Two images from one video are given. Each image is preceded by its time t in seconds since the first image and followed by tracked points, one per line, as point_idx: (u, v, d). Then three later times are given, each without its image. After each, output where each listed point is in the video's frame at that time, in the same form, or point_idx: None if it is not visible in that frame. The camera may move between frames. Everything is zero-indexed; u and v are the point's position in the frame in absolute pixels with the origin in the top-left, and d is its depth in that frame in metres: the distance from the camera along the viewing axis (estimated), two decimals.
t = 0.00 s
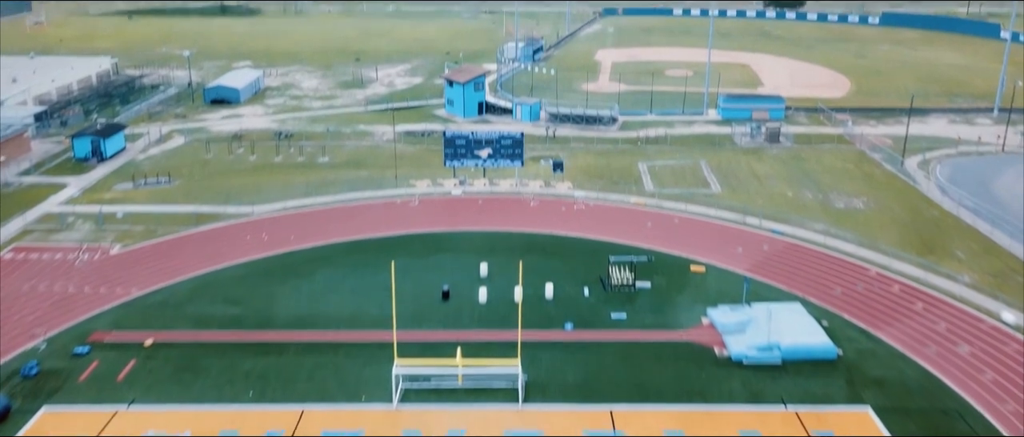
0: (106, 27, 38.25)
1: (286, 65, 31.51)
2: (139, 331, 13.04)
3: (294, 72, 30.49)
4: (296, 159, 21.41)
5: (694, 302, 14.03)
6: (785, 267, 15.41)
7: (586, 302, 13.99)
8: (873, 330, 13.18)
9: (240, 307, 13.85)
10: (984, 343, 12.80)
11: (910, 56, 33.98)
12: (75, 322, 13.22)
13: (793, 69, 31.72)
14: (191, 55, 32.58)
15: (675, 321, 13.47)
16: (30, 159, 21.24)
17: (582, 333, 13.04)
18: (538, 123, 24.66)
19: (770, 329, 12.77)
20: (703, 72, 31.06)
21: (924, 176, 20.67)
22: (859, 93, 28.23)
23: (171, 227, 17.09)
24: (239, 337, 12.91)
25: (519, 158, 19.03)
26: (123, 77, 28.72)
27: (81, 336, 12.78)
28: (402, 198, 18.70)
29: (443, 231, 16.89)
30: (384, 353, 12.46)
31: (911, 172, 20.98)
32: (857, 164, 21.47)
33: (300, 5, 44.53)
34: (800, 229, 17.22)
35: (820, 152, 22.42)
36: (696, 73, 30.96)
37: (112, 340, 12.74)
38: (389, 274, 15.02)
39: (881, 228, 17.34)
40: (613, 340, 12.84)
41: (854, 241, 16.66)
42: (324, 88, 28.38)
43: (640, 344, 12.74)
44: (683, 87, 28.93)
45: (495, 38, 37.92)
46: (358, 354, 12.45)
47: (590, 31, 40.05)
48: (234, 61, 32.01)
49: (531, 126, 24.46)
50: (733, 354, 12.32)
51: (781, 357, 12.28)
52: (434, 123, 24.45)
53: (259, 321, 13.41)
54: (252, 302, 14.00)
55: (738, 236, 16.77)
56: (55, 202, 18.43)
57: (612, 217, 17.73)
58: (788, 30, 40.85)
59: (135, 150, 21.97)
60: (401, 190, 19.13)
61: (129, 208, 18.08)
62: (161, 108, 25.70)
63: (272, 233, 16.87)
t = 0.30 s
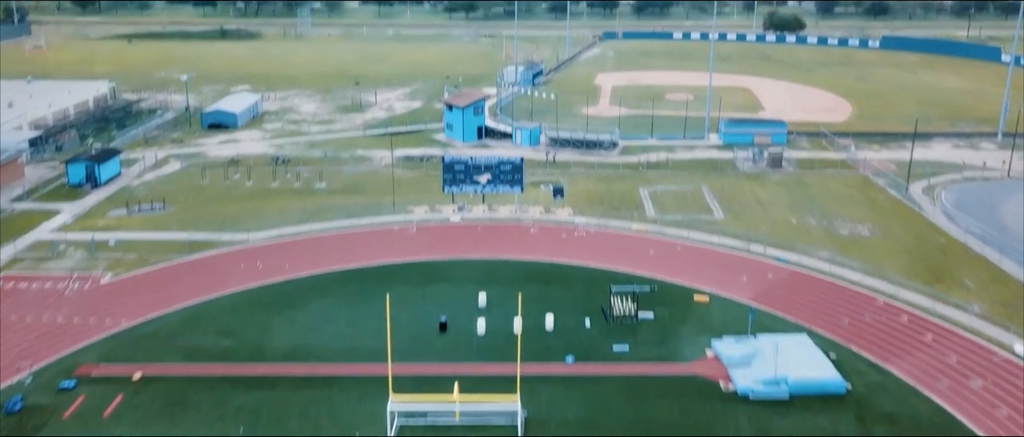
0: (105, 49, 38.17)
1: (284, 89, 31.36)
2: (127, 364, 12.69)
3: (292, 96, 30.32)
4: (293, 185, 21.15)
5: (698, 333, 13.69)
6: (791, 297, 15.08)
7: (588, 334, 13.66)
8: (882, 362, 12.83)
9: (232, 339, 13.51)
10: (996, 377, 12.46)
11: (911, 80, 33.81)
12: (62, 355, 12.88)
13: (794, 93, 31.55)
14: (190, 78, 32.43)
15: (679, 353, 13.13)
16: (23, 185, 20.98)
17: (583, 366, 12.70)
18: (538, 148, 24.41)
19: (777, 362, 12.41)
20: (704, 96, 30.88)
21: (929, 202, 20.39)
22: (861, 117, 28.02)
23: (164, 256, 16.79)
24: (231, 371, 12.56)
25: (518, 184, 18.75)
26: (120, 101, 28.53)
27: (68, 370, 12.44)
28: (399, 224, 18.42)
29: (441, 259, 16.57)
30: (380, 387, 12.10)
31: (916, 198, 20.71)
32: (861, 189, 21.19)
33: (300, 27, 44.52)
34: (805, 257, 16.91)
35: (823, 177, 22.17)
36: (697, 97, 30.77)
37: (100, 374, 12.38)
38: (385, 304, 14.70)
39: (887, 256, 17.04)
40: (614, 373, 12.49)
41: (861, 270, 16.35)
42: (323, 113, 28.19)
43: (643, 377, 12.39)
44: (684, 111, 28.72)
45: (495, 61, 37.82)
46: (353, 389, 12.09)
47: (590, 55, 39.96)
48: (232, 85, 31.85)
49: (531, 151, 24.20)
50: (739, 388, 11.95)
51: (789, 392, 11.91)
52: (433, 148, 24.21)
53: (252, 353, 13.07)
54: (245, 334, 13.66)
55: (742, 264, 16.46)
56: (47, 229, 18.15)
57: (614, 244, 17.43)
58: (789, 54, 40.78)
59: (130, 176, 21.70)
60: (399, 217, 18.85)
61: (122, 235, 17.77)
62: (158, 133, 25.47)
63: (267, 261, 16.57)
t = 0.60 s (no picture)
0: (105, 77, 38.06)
1: (283, 117, 31.15)
2: (114, 402, 12.32)
3: (291, 124, 30.09)
4: (289, 214, 20.86)
5: (702, 369, 13.31)
6: (798, 331, 14.70)
7: (589, 370, 13.27)
8: (893, 401, 12.44)
9: (223, 375, 13.13)
10: (1012, 417, 12.07)
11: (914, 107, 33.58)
12: (47, 393, 12.49)
13: (796, 121, 31.32)
14: (187, 106, 32.20)
15: (683, 390, 12.74)
16: (15, 214, 20.69)
17: (584, 404, 12.31)
18: (538, 176, 24.12)
19: (785, 400, 12.02)
20: (705, 124, 30.65)
21: (936, 232, 20.07)
22: (864, 145, 27.76)
23: (156, 288, 16.45)
24: (221, 409, 12.18)
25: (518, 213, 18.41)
26: (116, 129, 28.29)
27: (52, 408, 12.06)
28: (397, 255, 18.08)
29: (439, 292, 16.22)
30: (374, 427, 11.71)
31: (923, 228, 20.39)
32: (866, 219, 20.89)
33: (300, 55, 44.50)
34: (811, 289, 16.56)
35: (827, 206, 21.86)
36: (698, 125, 30.53)
37: (85, 412, 12.00)
38: (382, 339, 14.33)
39: (895, 288, 16.68)
40: (616, 412, 12.11)
41: (868, 303, 15.99)
42: (321, 140, 27.94)
43: (646, 416, 12.00)
44: (686, 138, 28.47)
45: (495, 88, 37.63)
46: (346, 429, 11.70)
47: (590, 82, 39.80)
48: (231, 112, 31.62)
49: (531, 179, 23.89)
50: (746, 427, 11.54)
51: (797, 431, 11.50)
52: (432, 176, 23.92)
53: (243, 390, 12.69)
54: (237, 371, 13.29)
55: (747, 297, 16.10)
56: (37, 260, 17.82)
57: (615, 276, 17.08)
58: (790, 81, 40.66)
59: (124, 205, 21.41)
60: (396, 247, 18.52)
61: (114, 266, 17.44)
62: (154, 161, 25.21)
63: (261, 294, 16.20)
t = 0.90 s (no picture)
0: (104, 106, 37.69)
1: (281, 145, 30.84)
2: None
3: (289, 153, 29.78)
4: (285, 246, 20.54)
5: (708, 408, 12.92)
6: (805, 367, 14.30)
7: (591, 409, 12.88)
8: None
9: (214, 414, 12.75)
10: None
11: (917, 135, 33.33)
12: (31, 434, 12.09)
13: (799, 150, 31.06)
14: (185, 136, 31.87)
15: (688, 430, 12.35)
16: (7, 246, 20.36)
17: None
18: (538, 206, 23.81)
19: None
20: (707, 152, 30.37)
21: (944, 263, 19.75)
22: (868, 175, 27.48)
23: (148, 322, 16.09)
24: None
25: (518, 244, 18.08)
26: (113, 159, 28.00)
27: None
28: (394, 288, 17.71)
29: (438, 326, 15.83)
30: None
31: (930, 260, 20.09)
32: (871, 250, 20.56)
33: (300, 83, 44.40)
34: (818, 323, 16.18)
35: (832, 237, 21.53)
36: (700, 154, 30.26)
37: None
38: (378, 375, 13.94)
39: (903, 322, 16.32)
40: None
41: (877, 338, 15.61)
42: (319, 170, 27.65)
43: None
44: (688, 167, 28.18)
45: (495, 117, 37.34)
46: None
47: (591, 111, 39.56)
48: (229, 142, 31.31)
49: (531, 209, 23.55)
50: None
51: None
52: (431, 206, 23.60)
53: (234, 430, 12.30)
54: (228, 409, 12.91)
55: (752, 332, 15.70)
56: (27, 294, 17.47)
57: (617, 310, 16.69)
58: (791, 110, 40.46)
59: (118, 236, 21.10)
60: (394, 280, 18.16)
61: (105, 300, 17.09)
62: (150, 191, 24.92)
63: (255, 328, 15.81)
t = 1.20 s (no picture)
0: (101, 136, 37.57)
1: (278, 174, 30.55)
2: None
3: (286, 180, 29.52)
4: (281, 276, 20.18)
5: None
6: (813, 403, 13.89)
7: None
8: None
9: None
10: None
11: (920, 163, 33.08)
12: None
13: (801, 178, 30.78)
14: (181, 164, 31.61)
15: None
16: None
17: None
18: (538, 234, 23.42)
19: None
20: (708, 180, 30.10)
21: (952, 294, 19.38)
22: (872, 203, 27.19)
23: (138, 355, 15.69)
24: None
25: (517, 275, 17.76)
26: (109, 187, 27.72)
27: None
28: (391, 321, 17.32)
29: (435, 360, 15.42)
30: None
31: (937, 290, 19.67)
32: (878, 281, 20.18)
33: (299, 110, 44.34)
34: (825, 357, 15.78)
35: (837, 267, 21.15)
36: (701, 182, 29.98)
37: None
38: (374, 412, 13.52)
39: (913, 357, 15.92)
40: None
41: (886, 373, 15.21)
42: (317, 198, 27.36)
43: None
44: (690, 195, 27.89)
45: (495, 144, 37.16)
46: None
47: (591, 138, 39.37)
48: (226, 169, 31.08)
49: (531, 238, 23.21)
50: None
51: None
52: (430, 235, 23.27)
53: None
54: None
55: (758, 366, 15.30)
56: (15, 326, 17.07)
57: (619, 344, 16.28)
58: (793, 138, 40.34)
59: (111, 266, 20.73)
60: (391, 312, 17.77)
61: (94, 332, 16.69)
62: (145, 220, 24.59)
63: (248, 363, 15.41)
